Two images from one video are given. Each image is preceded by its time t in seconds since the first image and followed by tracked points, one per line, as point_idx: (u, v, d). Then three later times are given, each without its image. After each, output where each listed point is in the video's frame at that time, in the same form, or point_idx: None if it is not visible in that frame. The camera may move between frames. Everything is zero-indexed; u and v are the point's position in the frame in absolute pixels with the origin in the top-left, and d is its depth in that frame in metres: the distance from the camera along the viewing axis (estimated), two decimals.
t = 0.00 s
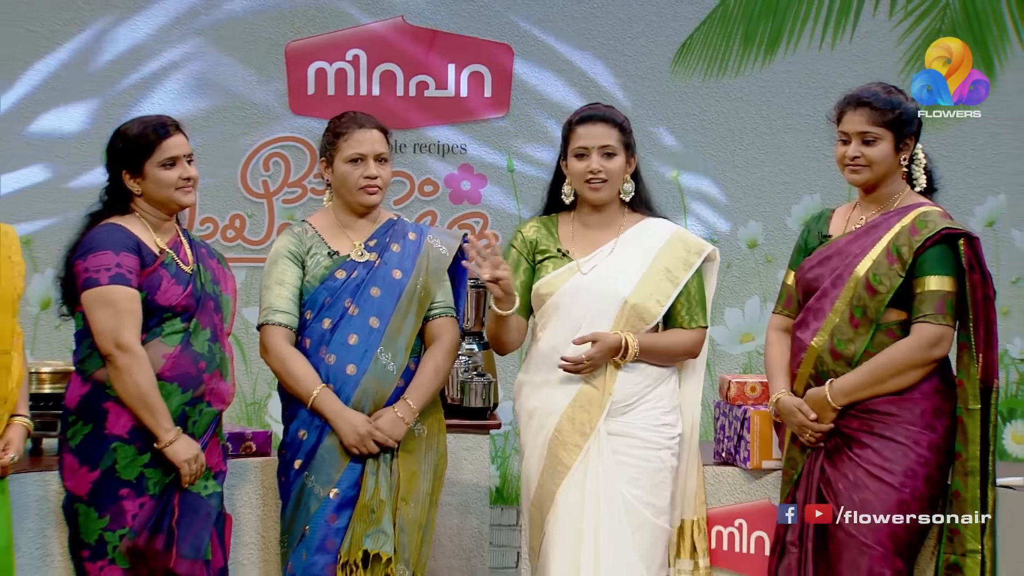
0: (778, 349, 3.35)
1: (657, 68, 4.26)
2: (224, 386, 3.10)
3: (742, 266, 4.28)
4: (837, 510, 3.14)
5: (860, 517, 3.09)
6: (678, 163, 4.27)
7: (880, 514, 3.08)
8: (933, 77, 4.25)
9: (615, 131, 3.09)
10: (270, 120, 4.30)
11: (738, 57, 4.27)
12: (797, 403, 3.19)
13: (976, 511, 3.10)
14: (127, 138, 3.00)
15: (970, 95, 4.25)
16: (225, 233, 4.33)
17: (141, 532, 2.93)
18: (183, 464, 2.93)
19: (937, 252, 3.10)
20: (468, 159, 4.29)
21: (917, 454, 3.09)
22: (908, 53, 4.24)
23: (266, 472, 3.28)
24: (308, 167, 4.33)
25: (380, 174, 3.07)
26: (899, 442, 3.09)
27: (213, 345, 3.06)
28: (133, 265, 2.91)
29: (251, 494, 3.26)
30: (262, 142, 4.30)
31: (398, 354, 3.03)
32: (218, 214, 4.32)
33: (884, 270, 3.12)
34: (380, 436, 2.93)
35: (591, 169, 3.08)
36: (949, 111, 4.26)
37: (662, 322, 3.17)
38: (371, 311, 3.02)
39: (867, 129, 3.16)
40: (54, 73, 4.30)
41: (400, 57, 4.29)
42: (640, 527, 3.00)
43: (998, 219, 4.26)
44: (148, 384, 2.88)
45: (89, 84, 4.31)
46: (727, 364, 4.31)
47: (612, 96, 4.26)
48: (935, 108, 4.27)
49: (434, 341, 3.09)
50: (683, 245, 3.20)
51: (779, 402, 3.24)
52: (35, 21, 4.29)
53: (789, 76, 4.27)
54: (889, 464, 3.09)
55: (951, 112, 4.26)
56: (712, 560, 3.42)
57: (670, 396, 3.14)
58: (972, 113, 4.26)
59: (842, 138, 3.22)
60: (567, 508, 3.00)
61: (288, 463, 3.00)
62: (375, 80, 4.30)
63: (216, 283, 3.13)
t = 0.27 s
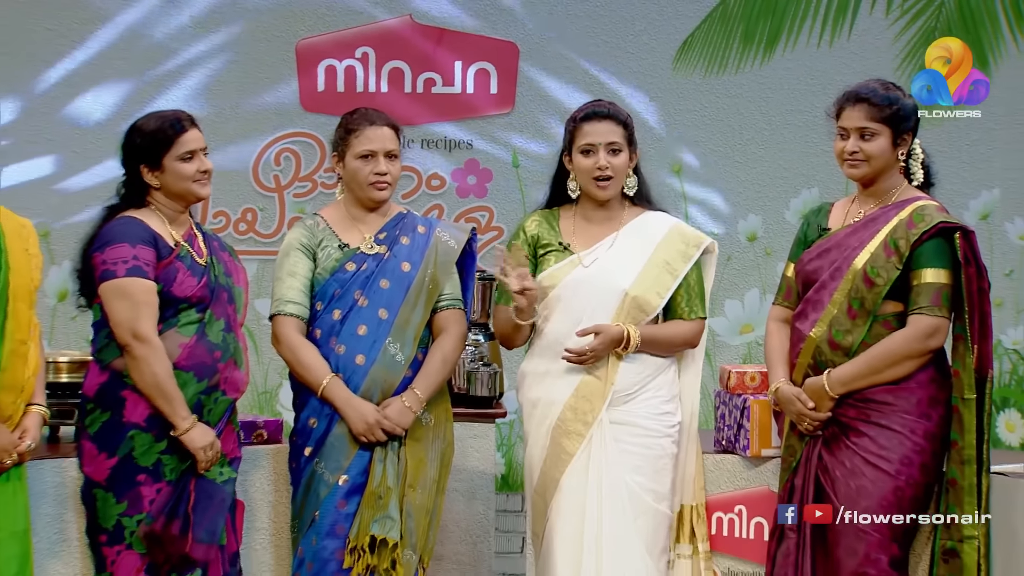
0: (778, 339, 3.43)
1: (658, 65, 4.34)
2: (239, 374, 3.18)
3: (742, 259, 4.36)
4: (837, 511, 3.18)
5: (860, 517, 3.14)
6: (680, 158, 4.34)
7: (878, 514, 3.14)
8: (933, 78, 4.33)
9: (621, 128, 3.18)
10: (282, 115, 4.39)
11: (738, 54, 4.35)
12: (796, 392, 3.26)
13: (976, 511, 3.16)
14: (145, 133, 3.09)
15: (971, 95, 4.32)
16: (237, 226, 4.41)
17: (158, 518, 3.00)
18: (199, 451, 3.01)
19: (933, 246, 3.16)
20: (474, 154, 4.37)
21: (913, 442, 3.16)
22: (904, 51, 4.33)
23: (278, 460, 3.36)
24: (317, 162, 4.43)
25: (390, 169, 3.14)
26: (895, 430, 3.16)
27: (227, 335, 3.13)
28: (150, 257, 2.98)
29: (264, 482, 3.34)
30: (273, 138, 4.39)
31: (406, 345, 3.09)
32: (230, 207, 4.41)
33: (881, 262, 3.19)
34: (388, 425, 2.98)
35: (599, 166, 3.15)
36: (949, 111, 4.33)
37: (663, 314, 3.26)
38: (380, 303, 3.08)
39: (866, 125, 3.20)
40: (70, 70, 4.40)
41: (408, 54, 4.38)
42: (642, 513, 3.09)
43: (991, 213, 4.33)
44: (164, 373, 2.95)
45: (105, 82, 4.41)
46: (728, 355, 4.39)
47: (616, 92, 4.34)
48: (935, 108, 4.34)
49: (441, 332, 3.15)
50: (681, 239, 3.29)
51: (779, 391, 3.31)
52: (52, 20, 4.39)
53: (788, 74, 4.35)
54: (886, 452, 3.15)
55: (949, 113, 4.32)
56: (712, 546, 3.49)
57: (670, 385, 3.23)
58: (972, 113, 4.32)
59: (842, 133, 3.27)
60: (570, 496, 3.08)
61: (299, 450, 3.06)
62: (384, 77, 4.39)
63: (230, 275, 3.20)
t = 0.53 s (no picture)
0: (778, 333, 3.48)
1: (660, 64, 4.40)
2: (252, 366, 3.25)
3: (743, 255, 4.43)
4: (837, 511, 3.24)
5: (860, 518, 3.20)
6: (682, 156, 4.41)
7: (878, 514, 3.20)
8: (933, 78, 4.39)
9: (622, 126, 3.25)
10: (292, 114, 4.48)
11: (738, 54, 4.42)
12: (797, 385, 3.32)
13: (975, 511, 3.22)
14: (160, 130, 3.16)
15: (970, 95, 4.38)
16: (248, 223, 4.50)
17: (176, 508, 3.07)
18: (215, 442, 3.07)
19: (931, 243, 3.22)
20: (480, 152, 4.44)
21: (911, 434, 3.22)
22: (902, 50, 4.39)
23: (287, 452, 3.43)
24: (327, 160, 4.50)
25: (399, 167, 3.20)
26: (894, 423, 3.22)
27: (240, 328, 3.20)
28: (164, 252, 3.04)
29: (275, 474, 3.41)
30: (282, 137, 4.47)
31: (414, 339, 3.15)
32: (241, 205, 4.50)
33: (880, 259, 3.25)
34: (395, 418, 3.04)
35: (601, 162, 3.22)
36: (948, 111, 4.39)
37: (664, 308, 3.33)
38: (388, 298, 3.14)
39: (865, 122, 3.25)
40: (85, 70, 4.50)
41: (415, 54, 4.45)
42: (647, 504, 3.16)
43: (988, 209, 4.39)
44: (180, 366, 3.01)
45: (118, 81, 4.50)
46: (728, 349, 4.46)
47: (619, 92, 4.41)
48: (935, 108, 4.40)
49: (448, 326, 3.22)
50: (682, 235, 3.35)
51: (779, 384, 3.37)
52: (64, 20, 4.50)
53: (788, 74, 4.42)
54: (884, 444, 3.21)
55: (950, 111, 4.39)
56: (711, 536, 3.54)
57: (672, 377, 3.31)
58: (972, 113, 4.38)
59: (841, 131, 3.32)
60: (575, 489, 3.15)
61: (308, 443, 3.12)
62: (392, 76, 4.47)
63: (243, 269, 3.27)
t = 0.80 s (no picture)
0: (778, 327, 3.53)
1: (662, 64, 4.53)
2: (265, 359, 3.32)
3: (743, 251, 4.55)
4: (837, 512, 3.30)
5: (860, 517, 3.25)
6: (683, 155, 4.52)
7: (878, 514, 3.26)
8: (934, 78, 4.51)
9: (621, 123, 3.34)
10: (302, 113, 4.58)
11: (739, 54, 4.54)
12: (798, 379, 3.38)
13: (974, 511, 3.29)
14: (174, 129, 3.23)
15: (971, 95, 4.51)
16: (259, 220, 4.61)
17: (191, 498, 3.14)
18: (228, 434, 3.14)
19: (929, 239, 3.28)
20: (487, 150, 4.55)
21: (910, 426, 3.28)
22: (898, 51, 4.50)
23: (299, 443, 3.53)
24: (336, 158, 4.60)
25: (405, 164, 3.29)
26: (894, 415, 3.28)
27: (253, 322, 3.27)
28: (178, 248, 3.11)
29: (287, 465, 3.50)
30: (293, 135, 4.57)
31: (423, 333, 3.23)
32: (252, 202, 4.60)
33: (879, 255, 3.30)
34: (405, 411, 3.13)
35: (605, 158, 3.30)
36: (948, 111, 4.52)
37: (664, 302, 3.42)
38: (398, 293, 3.22)
39: (862, 119, 3.29)
40: (101, 70, 4.59)
41: (422, 55, 4.55)
42: (653, 494, 3.25)
43: (982, 207, 4.52)
44: (195, 359, 3.08)
45: (134, 82, 4.59)
46: (728, 343, 4.56)
47: (623, 92, 4.54)
48: (935, 108, 4.53)
49: (456, 320, 3.31)
50: (681, 230, 3.44)
51: (781, 377, 3.42)
52: (80, 21, 4.58)
53: (786, 73, 4.55)
54: (883, 436, 3.27)
55: (950, 110, 4.50)
56: (711, 525, 3.61)
57: (673, 369, 3.40)
58: (972, 113, 4.51)
59: (839, 129, 3.36)
60: (583, 481, 3.24)
61: (320, 435, 3.21)
62: (400, 77, 4.56)
63: (256, 265, 3.34)
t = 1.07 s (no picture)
0: (777, 320, 3.49)
1: (662, 63, 4.74)
2: (272, 351, 3.33)
3: (741, 246, 4.75)
4: (836, 511, 3.25)
5: (860, 518, 3.21)
6: (682, 152, 4.74)
7: (878, 514, 3.22)
8: (934, 78, 4.74)
9: (621, 124, 3.41)
10: (311, 111, 4.74)
11: (738, 54, 4.76)
12: (797, 371, 3.32)
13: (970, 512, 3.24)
14: (183, 127, 3.23)
15: (970, 95, 4.73)
16: (268, 215, 4.75)
17: (199, 487, 3.15)
18: (237, 424, 3.15)
19: (925, 234, 3.23)
20: (491, 147, 4.73)
21: (906, 417, 3.23)
22: (892, 50, 4.74)
23: (309, 433, 3.61)
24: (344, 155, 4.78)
25: (410, 162, 3.36)
26: (891, 406, 3.23)
27: (261, 314, 3.28)
28: (187, 243, 3.13)
29: (296, 455, 3.59)
30: (301, 132, 4.73)
31: (428, 325, 3.32)
32: (262, 197, 4.74)
33: (875, 248, 3.25)
34: (413, 401, 3.21)
35: (603, 162, 3.38)
36: (949, 111, 4.74)
37: (663, 294, 3.50)
38: (404, 286, 3.31)
39: (856, 116, 3.29)
40: (117, 70, 4.72)
41: (428, 54, 4.74)
42: (654, 482, 3.34)
43: (975, 202, 4.74)
44: (204, 352, 3.09)
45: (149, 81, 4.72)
46: (727, 334, 4.76)
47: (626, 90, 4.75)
48: (935, 108, 4.75)
49: (461, 313, 3.39)
50: (678, 224, 3.52)
51: (779, 371, 3.36)
52: (95, 21, 4.72)
53: (783, 72, 4.77)
54: (881, 427, 3.23)
55: (948, 109, 4.74)
56: (709, 513, 3.65)
57: (672, 360, 3.49)
58: (972, 113, 4.73)
59: (834, 126, 3.36)
60: (588, 467, 3.33)
61: (329, 425, 3.30)
62: (406, 76, 4.75)
63: (264, 259, 3.36)
